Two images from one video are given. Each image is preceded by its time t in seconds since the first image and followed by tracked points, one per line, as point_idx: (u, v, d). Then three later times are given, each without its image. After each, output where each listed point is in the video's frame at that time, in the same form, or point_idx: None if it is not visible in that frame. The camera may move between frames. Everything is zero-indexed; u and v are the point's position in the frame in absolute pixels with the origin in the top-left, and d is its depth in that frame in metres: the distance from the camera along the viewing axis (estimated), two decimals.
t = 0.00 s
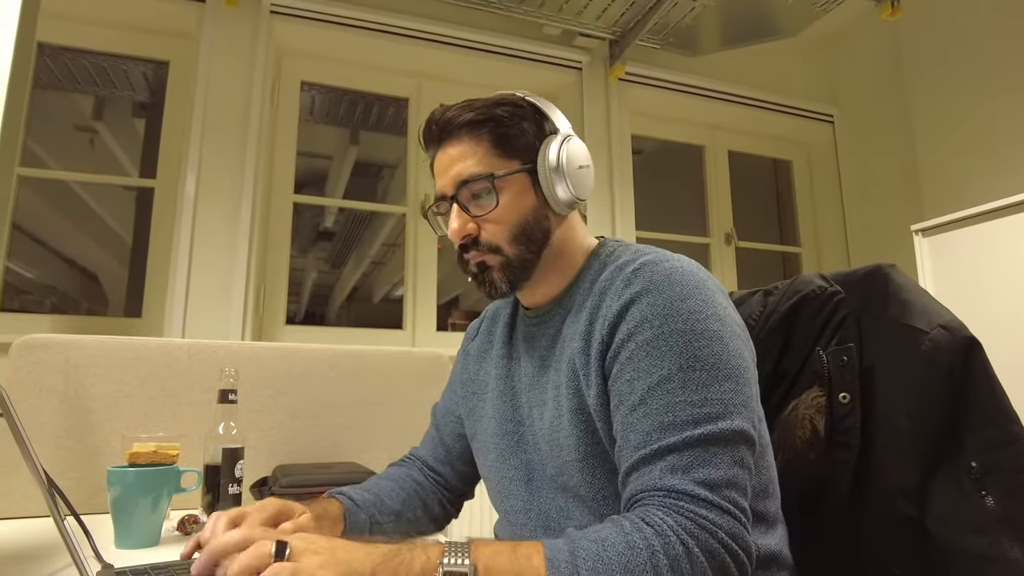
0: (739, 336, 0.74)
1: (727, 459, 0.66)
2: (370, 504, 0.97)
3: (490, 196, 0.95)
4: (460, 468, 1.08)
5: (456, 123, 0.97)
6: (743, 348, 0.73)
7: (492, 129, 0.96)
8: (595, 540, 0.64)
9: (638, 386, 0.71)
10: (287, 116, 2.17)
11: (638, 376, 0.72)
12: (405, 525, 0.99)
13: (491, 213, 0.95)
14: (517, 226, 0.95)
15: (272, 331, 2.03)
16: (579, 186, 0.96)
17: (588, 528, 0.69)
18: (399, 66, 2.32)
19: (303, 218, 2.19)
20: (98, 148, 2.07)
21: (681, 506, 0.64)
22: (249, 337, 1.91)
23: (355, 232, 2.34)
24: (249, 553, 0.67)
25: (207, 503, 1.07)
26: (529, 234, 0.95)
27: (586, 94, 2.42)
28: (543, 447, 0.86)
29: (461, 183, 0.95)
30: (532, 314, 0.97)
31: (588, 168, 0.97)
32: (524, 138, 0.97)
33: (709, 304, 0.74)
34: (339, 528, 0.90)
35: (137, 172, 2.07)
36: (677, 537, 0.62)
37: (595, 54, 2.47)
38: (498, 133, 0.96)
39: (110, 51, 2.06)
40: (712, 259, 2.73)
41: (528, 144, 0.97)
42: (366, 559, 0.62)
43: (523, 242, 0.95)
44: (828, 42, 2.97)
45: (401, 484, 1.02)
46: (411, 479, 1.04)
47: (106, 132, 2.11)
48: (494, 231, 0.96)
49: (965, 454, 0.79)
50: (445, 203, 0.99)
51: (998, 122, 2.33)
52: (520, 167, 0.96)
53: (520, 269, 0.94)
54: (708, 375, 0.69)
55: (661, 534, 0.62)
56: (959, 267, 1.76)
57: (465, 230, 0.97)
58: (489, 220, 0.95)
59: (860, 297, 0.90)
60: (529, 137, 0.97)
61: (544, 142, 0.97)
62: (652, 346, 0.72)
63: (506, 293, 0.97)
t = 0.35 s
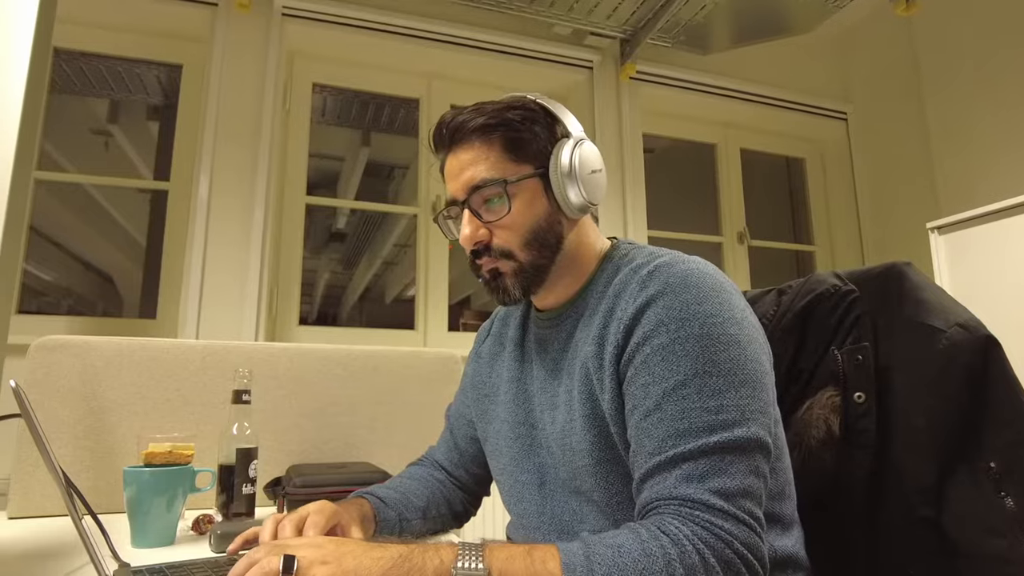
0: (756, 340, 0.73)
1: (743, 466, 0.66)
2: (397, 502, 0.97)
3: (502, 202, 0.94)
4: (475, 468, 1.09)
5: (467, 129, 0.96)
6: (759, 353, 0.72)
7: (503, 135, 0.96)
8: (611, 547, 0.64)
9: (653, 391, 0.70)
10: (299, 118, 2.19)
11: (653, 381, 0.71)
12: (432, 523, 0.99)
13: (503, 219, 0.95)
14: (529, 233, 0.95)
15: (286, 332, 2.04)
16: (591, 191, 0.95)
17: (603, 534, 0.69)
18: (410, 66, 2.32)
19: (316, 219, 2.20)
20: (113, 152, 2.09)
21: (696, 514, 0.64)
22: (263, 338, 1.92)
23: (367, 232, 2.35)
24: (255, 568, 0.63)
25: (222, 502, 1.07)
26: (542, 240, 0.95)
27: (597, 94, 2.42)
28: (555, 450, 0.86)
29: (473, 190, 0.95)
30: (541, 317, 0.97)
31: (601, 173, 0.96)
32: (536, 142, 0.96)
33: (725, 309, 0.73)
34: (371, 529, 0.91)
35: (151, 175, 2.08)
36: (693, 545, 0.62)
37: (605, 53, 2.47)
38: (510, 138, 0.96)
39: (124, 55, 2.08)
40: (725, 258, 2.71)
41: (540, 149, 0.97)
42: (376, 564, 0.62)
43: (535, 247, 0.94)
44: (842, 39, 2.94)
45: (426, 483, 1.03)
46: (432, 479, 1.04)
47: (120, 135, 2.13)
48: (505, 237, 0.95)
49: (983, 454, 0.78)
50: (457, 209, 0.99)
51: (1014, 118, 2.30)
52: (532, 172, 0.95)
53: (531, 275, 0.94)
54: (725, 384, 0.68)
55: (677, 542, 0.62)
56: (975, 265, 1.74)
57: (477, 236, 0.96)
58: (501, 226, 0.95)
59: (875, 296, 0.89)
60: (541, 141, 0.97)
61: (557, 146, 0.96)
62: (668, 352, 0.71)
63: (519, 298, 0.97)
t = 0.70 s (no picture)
0: (771, 339, 0.73)
1: (759, 466, 0.65)
2: (410, 502, 0.97)
3: (503, 207, 0.94)
4: (487, 469, 1.09)
5: (472, 133, 0.97)
6: (775, 352, 0.72)
7: (507, 138, 0.95)
8: (627, 547, 0.64)
9: (668, 390, 0.70)
10: (311, 119, 2.20)
11: (668, 380, 0.71)
12: (445, 524, 0.99)
13: (506, 223, 0.95)
14: (532, 235, 0.95)
15: (299, 332, 2.06)
16: (595, 192, 0.94)
17: (618, 534, 0.69)
18: (421, 67, 2.33)
19: (328, 220, 2.22)
20: (127, 155, 2.11)
21: (712, 515, 0.64)
22: (276, 339, 1.93)
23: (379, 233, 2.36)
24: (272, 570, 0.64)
25: (237, 502, 1.08)
26: (546, 242, 0.94)
27: (608, 93, 2.42)
28: (569, 449, 0.86)
29: (477, 194, 0.95)
30: (556, 317, 0.97)
31: (606, 173, 0.95)
32: (539, 144, 0.96)
33: (741, 308, 0.73)
34: (384, 529, 0.91)
35: (165, 176, 2.10)
36: (709, 545, 0.62)
37: (616, 52, 2.46)
38: (513, 142, 0.95)
39: (137, 59, 2.10)
40: (737, 257, 2.70)
41: (543, 150, 0.96)
42: (392, 564, 0.63)
43: (539, 250, 0.94)
44: (855, 35, 2.92)
45: (439, 483, 1.03)
46: (444, 479, 1.04)
47: (135, 138, 2.15)
48: (509, 240, 0.96)
49: (1002, 454, 0.76)
50: (465, 212, 1.00)
51: None
52: (535, 175, 0.95)
53: (534, 279, 0.94)
54: (740, 383, 0.68)
55: (693, 542, 0.62)
56: (992, 262, 1.72)
57: (483, 239, 0.97)
58: (504, 229, 0.95)
59: (889, 295, 0.87)
60: (544, 143, 0.96)
61: (560, 148, 0.95)
62: (683, 351, 0.71)
63: (526, 299, 0.98)
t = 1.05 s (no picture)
0: (786, 340, 0.72)
1: (774, 467, 0.65)
2: (419, 502, 0.97)
3: (520, 202, 0.94)
4: (499, 469, 1.09)
5: (489, 129, 0.96)
6: (790, 352, 0.71)
7: (524, 135, 0.95)
8: (640, 548, 0.64)
9: (682, 390, 0.70)
10: (322, 121, 2.21)
11: (682, 380, 0.71)
12: (454, 524, 0.99)
13: (522, 218, 0.94)
14: (549, 232, 0.94)
15: (311, 333, 2.07)
16: (612, 189, 0.94)
17: (631, 534, 0.69)
18: (431, 68, 2.33)
19: (340, 222, 2.23)
20: (141, 158, 2.13)
21: (726, 515, 0.63)
22: (288, 339, 1.95)
23: (390, 234, 2.37)
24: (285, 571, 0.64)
25: (249, 502, 1.08)
26: (562, 239, 0.94)
27: (618, 92, 2.42)
28: (582, 449, 0.86)
29: (494, 190, 0.95)
30: (570, 317, 0.96)
31: (624, 171, 0.95)
32: (556, 141, 0.96)
33: (756, 308, 0.72)
34: (392, 528, 0.91)
35: (178, 179, 2.12)
36: (722, 546, 0.62)
37: (626, 51, 2.45)
38: (530, 139, 0.95)
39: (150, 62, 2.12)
40: (749, 256, 2.68)
41: (560, 147, 0.96)
42: (405, 564, 0.63)
43: (555, 246, 0.94)
44: (867, 31, 2.89)
45: (449, 483, 1.03)
46: (455, 479, 1.04)
47: (148, 141, 2.17)
48: (525, 236, 0.95)
49: (1021, 455, 0.72)
50: (480, 209, 0.99)
51: None
52: (552, 172, 0.94)
53: (552, 275, 0.93)
54: (755, 383, 0.67)
55: (706, 543, 0.62)
56: (1009, 259, 1.70)
57: (498, 236, 0.96)
58: (520, 225, 0.94)
59: (903, 294, 0.84)
60: (561, 140, 0.96)
61: (577, 145, 0.95)
62: (697, 352, 0.71)
63: (540, 297, 0.97)
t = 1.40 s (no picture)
0: (800, 339, 0.72)
1: (788, 467, 0.64)
2: (431, 502, 0.97)
3: (536, 199, 0.94)
4: (510, 469, 1.09)
5: (503, 126, 0.96)
6: (804, 352, 0.71)
7: (539, 131, 0.95)
8: (653, 548, 0.64)
9: (695, 390, 0.70)
10: (333, 122, 2.22)
11: (695, 380, 0.70)
12: (466, 523, 0.99)
13: (537, 215, 0.94)
14: (564, 230, 0.94)
15: (323, 333, 2.08)
16: (628, 188, 0.93)
17: (643, 535, 0.69)
18: (441, 69, 2.34)
19: (351, 223, 2.23)
20: (154, 160, 2.15)
21: (739, 516, 0.63)
22: (300, 340, 1.96)
23: (401, 234, 2.38)
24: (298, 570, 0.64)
25: (262, 501, 1.09)
26: (577, 237, 0.94)
27: (628, 91, 2.41)
28: (594, 449, 0.86)
29: (509, 186, 0.94)
30: (582, 316, 0.96)
31: (639, 169, 0.95)
32: (571, 138, 0.95)
33: (769, 307, 0.72)
34: (404, 528, 0.91)
35: (191, 181, 2.14)
36: (736, 547, 0.61)
37: (637, 50, 2.45)
38: (545, 136, 0.95)
39: (163, 66, 2.14)
40: (761, 255, 2.67)
41: (575, 145, 0.95)
42: (417, 564, 0.63)
43: (570, 244, 0.93)
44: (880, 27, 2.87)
45: (461, 483, 1.03)
46: (466, 479, 1.04)
47: (161, 144, 2.19)
48: (540, 233, 0.94)
49: None
50: (493, 207, 0.99)
51: None
52: (568, 169, 0.94)
53: (566, 272, 0.93)
54: (769, 383, 0.67)
55: (719, 544, 0.61)
56: None
57: (512, 233, 0.96)
58: (535, 222, 0.94)
59: (918, 293, 0.83)
60: (577, 138, 0.96)
61: (592, 143, 0.95)
62: (710, 351, 0.70)
63: (554, 295, 0.97)
